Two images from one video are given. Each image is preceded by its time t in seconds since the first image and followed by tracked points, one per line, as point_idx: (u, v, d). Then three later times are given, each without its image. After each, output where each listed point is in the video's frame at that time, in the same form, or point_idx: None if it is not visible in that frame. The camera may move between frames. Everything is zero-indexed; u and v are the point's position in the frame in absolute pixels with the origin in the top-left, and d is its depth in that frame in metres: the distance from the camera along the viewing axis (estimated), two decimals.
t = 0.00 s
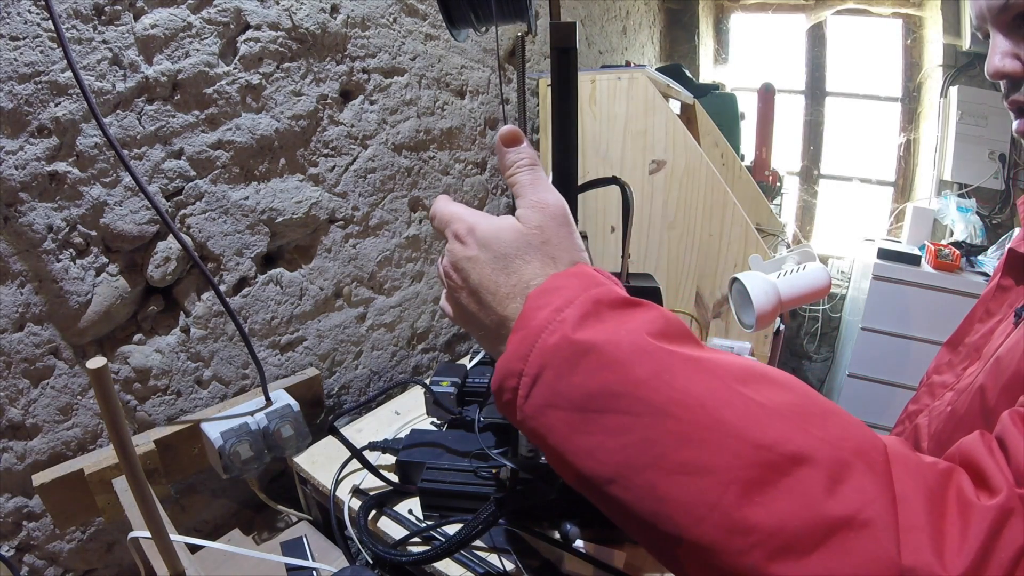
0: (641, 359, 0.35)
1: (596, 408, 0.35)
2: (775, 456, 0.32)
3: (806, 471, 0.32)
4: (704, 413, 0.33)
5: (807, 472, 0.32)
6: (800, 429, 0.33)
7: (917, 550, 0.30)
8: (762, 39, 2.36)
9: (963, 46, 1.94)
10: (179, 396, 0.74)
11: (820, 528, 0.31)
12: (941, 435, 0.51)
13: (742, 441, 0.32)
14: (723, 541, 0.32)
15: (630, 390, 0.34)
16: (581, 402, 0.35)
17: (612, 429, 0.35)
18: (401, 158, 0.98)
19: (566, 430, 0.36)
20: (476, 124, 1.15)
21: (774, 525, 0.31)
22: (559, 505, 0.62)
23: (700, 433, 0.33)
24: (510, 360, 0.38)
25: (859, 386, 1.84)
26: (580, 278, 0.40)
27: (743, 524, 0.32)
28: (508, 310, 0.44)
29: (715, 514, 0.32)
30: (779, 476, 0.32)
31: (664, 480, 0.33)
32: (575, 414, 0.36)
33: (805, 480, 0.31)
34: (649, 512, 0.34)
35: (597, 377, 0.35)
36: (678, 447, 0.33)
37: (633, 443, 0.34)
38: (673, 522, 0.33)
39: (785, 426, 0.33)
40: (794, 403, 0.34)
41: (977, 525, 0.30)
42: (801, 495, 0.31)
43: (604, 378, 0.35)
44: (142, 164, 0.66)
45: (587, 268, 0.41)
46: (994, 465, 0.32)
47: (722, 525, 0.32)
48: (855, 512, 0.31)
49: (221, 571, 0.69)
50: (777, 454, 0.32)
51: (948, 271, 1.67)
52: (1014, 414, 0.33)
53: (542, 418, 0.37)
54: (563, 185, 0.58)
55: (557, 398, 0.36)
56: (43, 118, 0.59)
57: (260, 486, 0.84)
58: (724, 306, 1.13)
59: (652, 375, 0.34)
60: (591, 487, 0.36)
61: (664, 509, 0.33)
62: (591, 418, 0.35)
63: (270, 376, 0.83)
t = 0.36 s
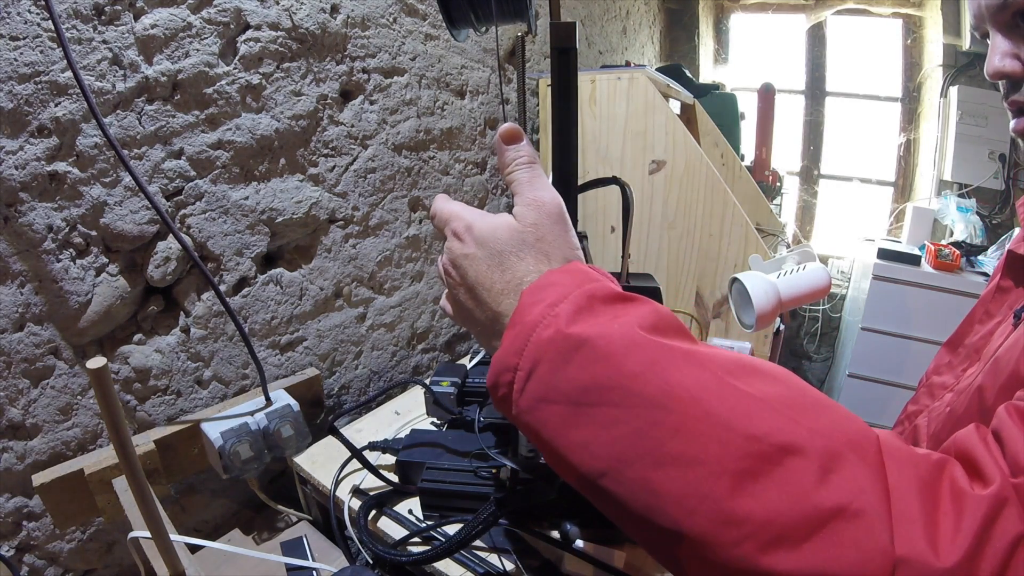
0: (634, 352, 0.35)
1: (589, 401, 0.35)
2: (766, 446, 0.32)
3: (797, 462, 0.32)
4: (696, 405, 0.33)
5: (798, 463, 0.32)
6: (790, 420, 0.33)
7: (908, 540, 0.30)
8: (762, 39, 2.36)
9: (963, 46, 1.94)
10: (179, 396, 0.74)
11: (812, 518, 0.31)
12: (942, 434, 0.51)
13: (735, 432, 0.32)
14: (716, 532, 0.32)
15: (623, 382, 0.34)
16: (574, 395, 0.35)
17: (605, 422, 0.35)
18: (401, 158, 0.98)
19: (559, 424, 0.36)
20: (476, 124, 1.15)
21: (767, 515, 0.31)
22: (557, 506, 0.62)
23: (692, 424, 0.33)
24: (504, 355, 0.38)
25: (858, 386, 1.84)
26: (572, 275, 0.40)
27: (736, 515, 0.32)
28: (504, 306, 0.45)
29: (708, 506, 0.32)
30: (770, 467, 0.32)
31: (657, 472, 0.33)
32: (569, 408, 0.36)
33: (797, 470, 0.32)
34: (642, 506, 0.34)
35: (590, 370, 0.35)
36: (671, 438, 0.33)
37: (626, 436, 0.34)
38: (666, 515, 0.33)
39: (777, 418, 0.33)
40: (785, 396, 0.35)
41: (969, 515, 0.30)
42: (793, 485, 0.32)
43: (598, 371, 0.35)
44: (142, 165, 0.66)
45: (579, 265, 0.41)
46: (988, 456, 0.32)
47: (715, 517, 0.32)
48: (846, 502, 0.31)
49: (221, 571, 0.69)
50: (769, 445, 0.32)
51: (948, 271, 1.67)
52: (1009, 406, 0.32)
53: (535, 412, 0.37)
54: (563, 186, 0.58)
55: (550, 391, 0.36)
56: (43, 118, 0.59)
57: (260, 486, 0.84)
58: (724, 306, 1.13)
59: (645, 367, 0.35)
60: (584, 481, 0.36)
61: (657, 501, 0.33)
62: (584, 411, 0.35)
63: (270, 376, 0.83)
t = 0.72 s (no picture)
0: (622, 337, 0.35)
1: (577, 387, 0.35)
2: (755, 431, 0.31)
3: (786, 446, 0.31)
4: (685, 389, 0.33)
5: (788, 448, 0.31)
6: (779, 405, 0.33)
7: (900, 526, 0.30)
8: (762, 39, 2.36)
9: (963, 46, 1.94)
10: (179, 396, 0.74)
11: (802, 503, 0.30)
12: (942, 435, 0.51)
13: (723, 417, 0.32)
14: (704, 518, 0.32)
15: (611, 367, 0.34)
16: (562, 381, 0.35)
17: (593, 407, 0.34)
18: (400, 158, 0.98)
19: (547, 411, 0.36)
20: (476, 124, 1.15)
21: (756, 500, 0.31)
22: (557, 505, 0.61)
23: (681, 409, 0.33)
24: (495, 343, 0.38)
25: (859, 386, 1.84)
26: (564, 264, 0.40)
27: (724, 501, 0.31)
28: (494, 296, 0.45)
29: (697, 491, 0.32)
30: (760, 452, 0.31)
31: (645, 458, 0.33)
32: (556, 393, 0.35)
33: (786, 456, 0.31)
34: (631, 493, 0.34)
35: (578, 355, 0.35)
36: (658, 423, 0.33)
37: (614, 421, 0.34)
38: (655, 501, 0.33)
39: (767, 403, 0.33)
40: (775, 382, 0.34)
41: (964, 501, 0.30)
42: (783, 471, 0.31)
43: (585, 356, 0.35)
44: (142, 164, 0.66)
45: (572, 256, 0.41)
46: (983, 444, 0.32)
47: (703, 503, 0.32)
48: (836, 487, 0.30)
49: (221, 571, 0.69)
50: (759, 429, 0.32)
51: (948, 271, 1.67)
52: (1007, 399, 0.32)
53: (525, 399, 0.37)
54: (563, 186, 0.58)
55: (539, 377, 0.36)
56: (43, 118, 0.59)
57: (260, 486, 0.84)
58: (724, 306, 1.13)
59: (634, 352, 0.34)
60: (572, 469, 0.36)
61: (646, 488, 0.33)
62: (573, 397, 0.35)
63: (270, 376, 0.83)
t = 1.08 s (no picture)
0: (587, 313, 0.35)
1: (544, 360, 0.35)
2: (713, 398, 0.31)
3: (748, 413, 0.31)
4: (647, 360, 0.33)
5: (750, 416, 0.31)
6: (742, 374, 0.33)
7: (863, 491, 0.29)
8: (762, 39, 2.36)
9: (964, 46, 1.94)
10: (179, 396, 0.74)
11: (763, 469, 0.30)
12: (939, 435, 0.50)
13: (683, 386, 0.32)
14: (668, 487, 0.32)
15: (576, 341, 0.34)
16: (531, 357, 0.36)
17: (561, 381, 0.34)
18: (400, 158, 0.98)
19: (519, 387, 0.36)
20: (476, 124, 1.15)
21: (718, 468, 0.31)
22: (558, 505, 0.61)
23: (642, 379, 0.32)
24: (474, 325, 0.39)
25: (859, 386, 1.84)
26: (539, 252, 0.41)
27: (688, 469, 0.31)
28: (474, 285, 0.47)
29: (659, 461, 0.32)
30: (718, 419, 0.31)
31: (609, 428, 0.33)
32: (527, 369, 0.36)
33: (746, 423, 0.31)
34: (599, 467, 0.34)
35: (546, 330, 0.35)
36: (620, 392, 0.33)
37: (580, 394, 0.34)
38: (621, 472, 0.33)
39: (728, 372, 0.32)
40: (739, 355, 0.34)
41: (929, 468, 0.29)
42: (742, 438, 0.31)
43: (552, 331, 0.35)
44: (142, 164, 0.66)
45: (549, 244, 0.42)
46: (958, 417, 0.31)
47: (666, 472, 0.31)
48: (798, 452, 0.30)
49: (221, 571, 0.69)
50: (719, 397, 0.31)
51: (948, 271, 1.67)
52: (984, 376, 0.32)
53: (498, 377, 0.37)
54: (563, 186, 0.58)
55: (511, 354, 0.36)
56: (42, 118, 0.59)
57: (260, 486, 0.84)
58: (724, 306, 1.13)
59: (600, 327, 0.35)
60: (543, 444, 0.36)
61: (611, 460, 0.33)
62: (540, 371, 0.35)
63: (270, 376, 0.83)
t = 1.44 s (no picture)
0: (566, 331, 0.33)
1: (522, 380, 0.33)
2: (695, 421, 0.29)
3: (734, 440, 0.29)
4: (628, 382, 0.30)
5: (739, 442, 0.29)
6: (730, 396, 0.30)
7: (856, 522, 0.27)
8: (762, 39, 2.37)
9: (964, 46, 1.94)
10: (179, 396, 0.74)
11: (750, 499, 0.28)
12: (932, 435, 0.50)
13: (665, 408, 0.29)
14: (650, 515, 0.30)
15: (555, 361, 0.32)
16: (508, 375, 0.33)
17: (539, 400, 0.32)
18: (400, 158, 0.98)
19: (499, 403, 0.34)
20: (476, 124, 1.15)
21: (702, 498, 0.28)
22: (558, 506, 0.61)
23: (622, 401, 0.30)
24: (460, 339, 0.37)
25: (859, 386, 1.84)
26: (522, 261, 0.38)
27: (671, 499, 0.29)
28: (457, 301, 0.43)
29: (640, 488, 0.30)
30: (701, 444, 0.29)
31: (588, 452, 0.31)
32: (505, 386, 0.33)
33: (733, 450, 0.28)
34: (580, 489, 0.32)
35: (524, 348, 0.33)
36: (599, 416, 0.30)
37: (559, 415, 0.32)
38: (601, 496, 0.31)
39: (715, 394, 0.30)
40: (728, 373, 0.32)
41: (913, 492, 0.28)
42: (728, 465, 0.28)
43: (529, 348, 0.33)
44: (142, 164, 0.66)
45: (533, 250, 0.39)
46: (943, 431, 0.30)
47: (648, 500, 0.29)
48: (788, 482, 0.28)
49: (221, 572, 0.69)
50: (703, 421, 0.29)
51: (947, 271, 1.67)
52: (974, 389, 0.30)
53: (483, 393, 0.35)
54: (563, 186, 0.57)
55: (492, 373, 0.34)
56: (43, 118, 0.59)
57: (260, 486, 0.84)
58: (724, 306, 1.13)
59: (581, 346, 0.32)
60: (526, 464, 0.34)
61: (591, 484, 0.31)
62: (519, 391, 0.33)
63: (270, 376, 0.83)
